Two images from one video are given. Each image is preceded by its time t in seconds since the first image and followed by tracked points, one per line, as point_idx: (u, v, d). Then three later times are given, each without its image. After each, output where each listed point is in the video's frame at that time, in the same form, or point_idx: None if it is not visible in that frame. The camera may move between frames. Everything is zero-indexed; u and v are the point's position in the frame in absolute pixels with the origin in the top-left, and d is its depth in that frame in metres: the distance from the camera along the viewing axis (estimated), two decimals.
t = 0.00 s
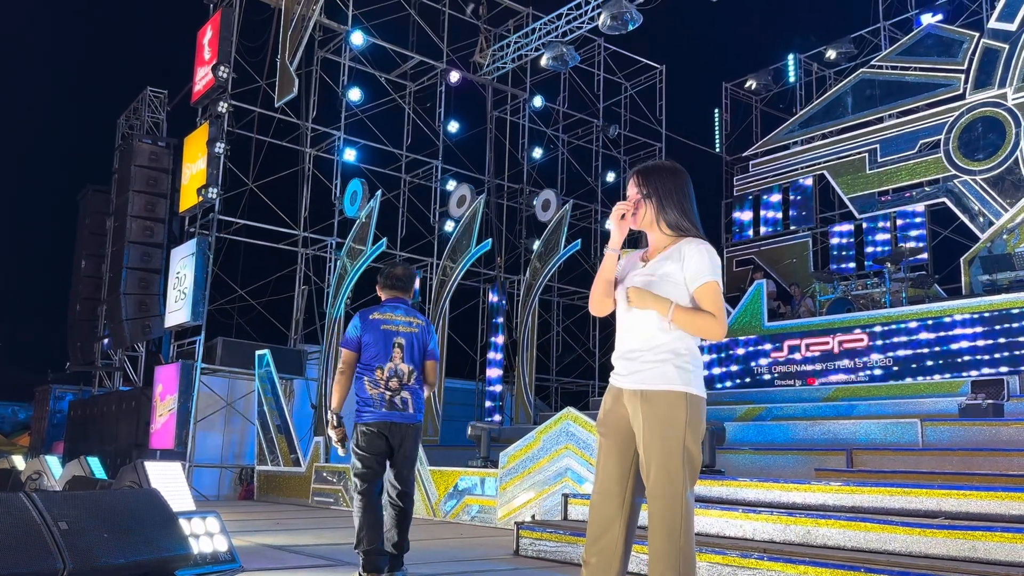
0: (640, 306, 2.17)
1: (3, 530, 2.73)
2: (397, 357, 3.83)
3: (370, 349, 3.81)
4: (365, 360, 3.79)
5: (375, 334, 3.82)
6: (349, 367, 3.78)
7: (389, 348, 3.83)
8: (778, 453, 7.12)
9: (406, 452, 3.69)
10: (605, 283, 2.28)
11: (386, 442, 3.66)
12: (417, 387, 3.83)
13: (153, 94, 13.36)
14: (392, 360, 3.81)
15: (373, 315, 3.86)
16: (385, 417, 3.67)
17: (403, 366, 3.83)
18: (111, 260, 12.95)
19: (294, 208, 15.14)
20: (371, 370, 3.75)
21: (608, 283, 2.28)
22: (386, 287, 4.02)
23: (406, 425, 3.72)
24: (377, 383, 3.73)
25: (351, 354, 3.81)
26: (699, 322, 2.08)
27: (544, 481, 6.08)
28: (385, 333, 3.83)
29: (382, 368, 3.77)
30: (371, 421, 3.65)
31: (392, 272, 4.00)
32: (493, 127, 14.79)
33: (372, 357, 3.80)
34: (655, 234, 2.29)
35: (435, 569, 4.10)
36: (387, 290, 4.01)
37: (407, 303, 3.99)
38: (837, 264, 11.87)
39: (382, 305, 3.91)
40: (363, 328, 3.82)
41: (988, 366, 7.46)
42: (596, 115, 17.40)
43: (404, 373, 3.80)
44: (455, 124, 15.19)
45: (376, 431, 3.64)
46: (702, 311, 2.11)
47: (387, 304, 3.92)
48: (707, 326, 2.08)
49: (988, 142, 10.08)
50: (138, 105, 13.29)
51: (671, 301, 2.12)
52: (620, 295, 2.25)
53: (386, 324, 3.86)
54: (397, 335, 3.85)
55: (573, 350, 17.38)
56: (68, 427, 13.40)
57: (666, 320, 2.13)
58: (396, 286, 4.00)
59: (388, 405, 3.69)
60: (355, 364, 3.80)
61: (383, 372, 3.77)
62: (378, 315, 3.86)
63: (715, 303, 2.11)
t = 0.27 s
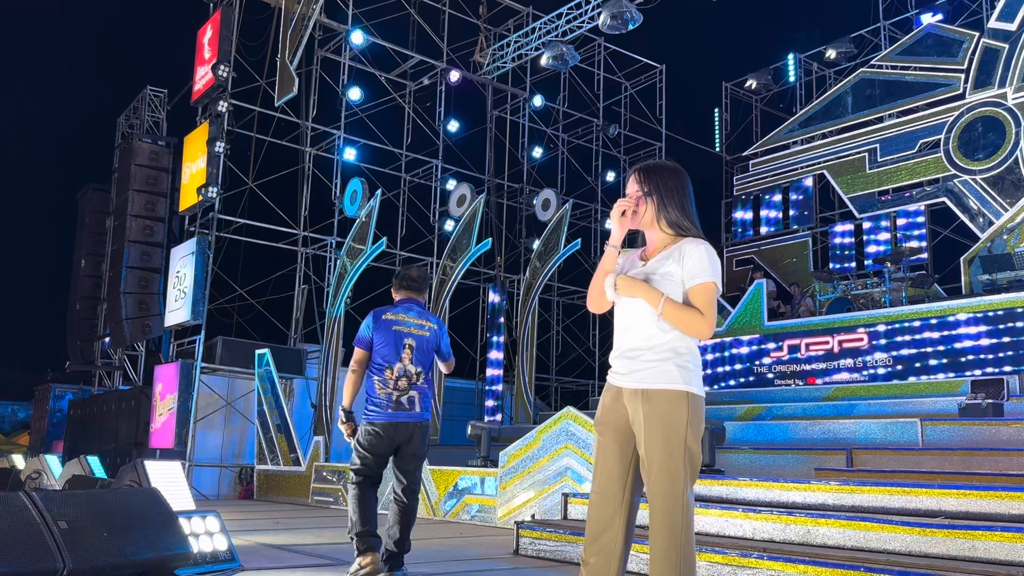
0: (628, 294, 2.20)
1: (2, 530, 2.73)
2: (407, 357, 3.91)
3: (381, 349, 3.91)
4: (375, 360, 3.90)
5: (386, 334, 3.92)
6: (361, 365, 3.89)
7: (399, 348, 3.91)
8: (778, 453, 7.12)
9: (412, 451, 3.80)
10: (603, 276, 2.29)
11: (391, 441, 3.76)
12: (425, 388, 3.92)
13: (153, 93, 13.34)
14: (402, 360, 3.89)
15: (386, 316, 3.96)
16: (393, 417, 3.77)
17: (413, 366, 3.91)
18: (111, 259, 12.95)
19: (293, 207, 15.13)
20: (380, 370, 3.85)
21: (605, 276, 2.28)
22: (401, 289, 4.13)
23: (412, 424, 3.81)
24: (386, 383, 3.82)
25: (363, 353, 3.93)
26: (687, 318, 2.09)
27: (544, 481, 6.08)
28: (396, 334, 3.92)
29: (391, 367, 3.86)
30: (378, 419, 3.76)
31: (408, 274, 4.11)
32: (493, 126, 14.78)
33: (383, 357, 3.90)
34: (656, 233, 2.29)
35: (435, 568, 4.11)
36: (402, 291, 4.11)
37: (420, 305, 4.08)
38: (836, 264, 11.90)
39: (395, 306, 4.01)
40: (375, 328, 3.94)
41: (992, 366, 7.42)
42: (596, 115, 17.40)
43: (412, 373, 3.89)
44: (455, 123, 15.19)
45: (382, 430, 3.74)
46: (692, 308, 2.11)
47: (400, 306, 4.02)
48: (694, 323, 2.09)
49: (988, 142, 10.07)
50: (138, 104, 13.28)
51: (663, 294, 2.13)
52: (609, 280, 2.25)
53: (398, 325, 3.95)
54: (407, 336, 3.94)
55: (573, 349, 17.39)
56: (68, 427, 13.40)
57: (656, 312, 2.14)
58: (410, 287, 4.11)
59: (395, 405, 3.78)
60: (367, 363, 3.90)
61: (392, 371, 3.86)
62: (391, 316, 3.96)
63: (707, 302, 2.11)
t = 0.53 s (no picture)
0: (635, 308, 2.19)
1: (3, 528, 2.74)
2: (413, 357, 3.94)
3: (388, 349, 3.96)
4: (382, 360, 3.95)
5: (393, 334, 3.97)
6: (369, 366, 3.97)
7: (405, 348, 3.95)
8: (778, 452, 7.12)
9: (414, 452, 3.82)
10: (603, 277, 2.27)
11: (392, 441, 3.81)
12: (430, 388, 3.94)
13: (153, 92, 13.32)
14: (407, 361, 3.92)
15: (394, 316, 4.02)
16: (394, 418, 3.82)
17: (418, 366, 3.93)
18: (111, 258, 12.95)
19: (293, 206, 15.13)
20: (385, 370, 3.90)
21: (606, 278, 2.27)
22: (411, 291, 4.19)
23: (415, 424, 3.85)
24: (390, 383, 3.87)
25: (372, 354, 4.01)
26: (696, 321, 2.09)
27: (544, 480, 6.09)
28: (402, 334, 3.96)
29: (396, 367, 3.90)
30: (382, 420, 3.82)
31: (414, 277, 4.19)
32: (493, 125, 14.77)
33: (389, 357, 3.95)
34: (654, 231, 2.29)
35: (436, 567, 4.11)
36: (414, 292, 4.17)
37: (430, 306, 4.13)
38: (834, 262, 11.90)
39: (404, 307, 4.07)
40: (383, 329, 4.00)
41: (998, 363, 7.43)
42: (596, 114, 17.40)
43: (417, 373, 3.91)
44: (455, 122, 15.18)
45: (384, 431, 3.81)
46: (701, 310, 2.12)
47: (409, 307, 4.08)
48: (706, 324, 2.10)
49: (988, 142, 10.07)
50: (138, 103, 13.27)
51: (671, 301, 2.13)
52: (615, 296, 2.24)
53: (405, 325, 4.00)
54: (414, 336, 3.98)
55: (573, 348, 17.39)
56: (68, 426, 13.41)
57: (666, 320, 2.13)
58: (420, 288, 4.17)
59: (396, 405, 3.83)
60: (375, 363, 3.97)
61: (397, 371, 3.90)
62: (399, 316, 4.01)
63: (713, 303, 2.12)
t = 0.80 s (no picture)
0: (632, 306, 2.19)
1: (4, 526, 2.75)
2: (411, 357, 3.97)
3: (389, 349, 4.02)
4: (384, 360, 4.02)
5: (393, 334, 4.03)
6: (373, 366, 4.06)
7: (404, 348, 3.99)
8: (778, 451, 7.12)
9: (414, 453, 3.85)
10: (603, 275, 2.28)
11: (391, 440, 3.86)
12: (429, 387, 3.95)
13: (153, 90, 13.31)
14: (405, 360, 3.96)
15: (395, 317, 4.08)
16: (389, 417, 3.87)
17: (416, 366, 3.96)
18: (112, 257, 12.96)
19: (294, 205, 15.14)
20: (385, 369, 3.96)
21: (605, 276, 2.28)
22: (416, 291, 4.24)
23: (413, 423, 3.87)
24: (389, 382, 3.93)
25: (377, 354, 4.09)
26: (692, 318, 2.08)
27: (544, 478, 6.09)
28: (401, 334, 4.01)
29: (395, 367, 3.95)
30: (380, 419, 3.88)
31: (420, 276, 4.22)
32: (494, 123, 14.77)
33: (389, 356, 4.01)
34: (653, 230, 2.29)
35: (436, 565, 4.11)
36: (420, 292, 4.22)
37: (433, 306, 4.15)
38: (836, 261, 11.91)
39: (406, 307, 4.12)
40: (384, 329, 4.07)
41: (1005, 362, 7.43)
42: (597, 112, 17.40)
43: (415, 372, 3.94)
44: (456, 121, 15.18)
45: (381, 430, 3.88)
46: (697, 308, 2.11)
47: (411, 307, 4.12)
48: (702, 322, 2.08)
49: (990, 140, 10.06)
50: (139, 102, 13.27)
51: (666, 300, 2.13)
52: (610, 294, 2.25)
53: (405, 325, 4.05)
54: (413, 336, 4.01)
55: (573, 347, 17.38)
56: (69, 424, 13.42)
57: (662, 319, 2.13)
58: (425, 288, 4.22)
59: (393, 404, 3.88)
60: (378, 362, 4.05)
61: (396, 371, 3.95)
62: (400, 316, 4.07)
63: (711, 301, 2.11)
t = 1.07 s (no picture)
0: (628, 301, 2.19)
1: (6, 524, 2.78)
2: (408, 356, 3.99)
3: (388, 349, 4.05)
4: (383, 359, 4.06)
5: (391, 334, 4.06)
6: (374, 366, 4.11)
7: (402, 347, 4.02)
8: (779, 449, 7.12)
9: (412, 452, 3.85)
10: (604, 273, 2.28)
11: (391, 437, 3.89)
12: (426, 386, 3.94)
13: (155, 88, 13.31)
14: (403, 359, 3.98)
15: (394, 317, 4.11)
16: (389, 415, 3.91)
17: (414, 364, 3.97)
18: (114, 255, 12.97)
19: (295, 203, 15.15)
20: (384, 369, 4.00)
21: (607, 273, 2.28)
22: (417, 290, 4.24)
23: (411, 422, 3.88)
24: (387, 381, 3.96)
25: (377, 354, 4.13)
26: (689, 317, 2.08)
27: (544, 476, 6.10)
28: (398, 333, 4.04)
29: (393, 366, 3.98)
30: (379, 417, 3.92)
31: (422, 274, 4.22)
32: (495, 122, 14.77)
33: (388, 355, 4.04)
34: (654, 228, 2.29)
35: (438, 563, 4.12)
36: (421, 291, 4.23)
37: (431, 304, 4.15)
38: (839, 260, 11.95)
39: (404, 306, 4.14)
40: (383, 329, 4.10)
41: (1010, 360, 7.37)
42: (598, 110, 17.39)
43: (413, 371, 3.95)
44: (457, 119, 15.19)
45: (382, 427, 3.92)
46: (694, 306, 2.11)
47: (410, 306, 4.14)
48: (698, 321, 2.08)
49: (991, 138, 10.03)
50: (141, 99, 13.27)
51: (662, 296, 2.13)
52: (608, 289, 2.25)
53: (403, 324, 4.07)
54: (410, 335, 4.03)
55: (574, 345, 17.40)
56: (71, 422, 13.44)
57: (658, 315, 2.13)
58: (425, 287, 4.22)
59: (390, 402, 3.91)
60: (378, 362, 4.09)
61: (394, 370, 3.97)
62: (397, 316, 4.10)
63: (709, 299, 2.11)
